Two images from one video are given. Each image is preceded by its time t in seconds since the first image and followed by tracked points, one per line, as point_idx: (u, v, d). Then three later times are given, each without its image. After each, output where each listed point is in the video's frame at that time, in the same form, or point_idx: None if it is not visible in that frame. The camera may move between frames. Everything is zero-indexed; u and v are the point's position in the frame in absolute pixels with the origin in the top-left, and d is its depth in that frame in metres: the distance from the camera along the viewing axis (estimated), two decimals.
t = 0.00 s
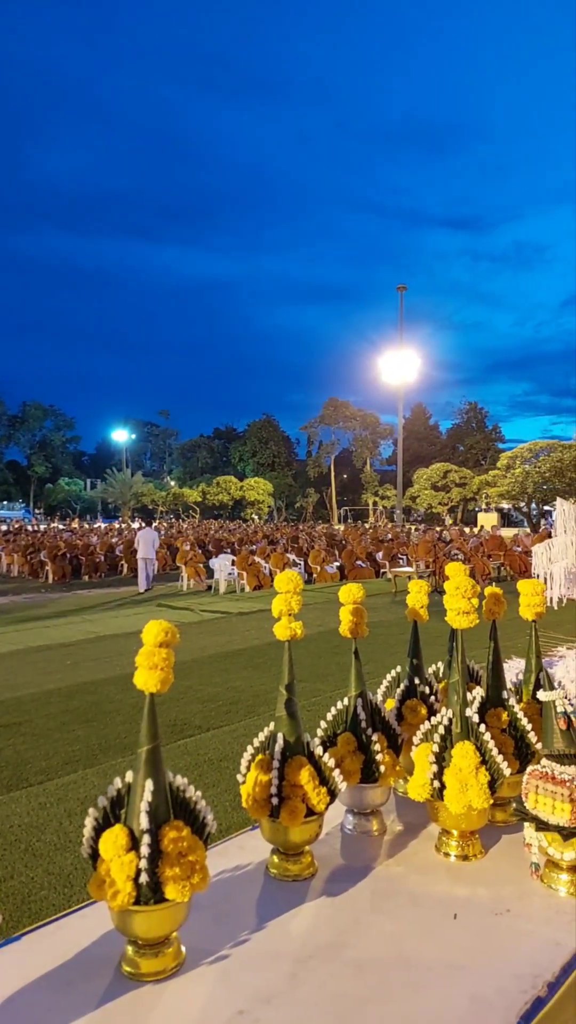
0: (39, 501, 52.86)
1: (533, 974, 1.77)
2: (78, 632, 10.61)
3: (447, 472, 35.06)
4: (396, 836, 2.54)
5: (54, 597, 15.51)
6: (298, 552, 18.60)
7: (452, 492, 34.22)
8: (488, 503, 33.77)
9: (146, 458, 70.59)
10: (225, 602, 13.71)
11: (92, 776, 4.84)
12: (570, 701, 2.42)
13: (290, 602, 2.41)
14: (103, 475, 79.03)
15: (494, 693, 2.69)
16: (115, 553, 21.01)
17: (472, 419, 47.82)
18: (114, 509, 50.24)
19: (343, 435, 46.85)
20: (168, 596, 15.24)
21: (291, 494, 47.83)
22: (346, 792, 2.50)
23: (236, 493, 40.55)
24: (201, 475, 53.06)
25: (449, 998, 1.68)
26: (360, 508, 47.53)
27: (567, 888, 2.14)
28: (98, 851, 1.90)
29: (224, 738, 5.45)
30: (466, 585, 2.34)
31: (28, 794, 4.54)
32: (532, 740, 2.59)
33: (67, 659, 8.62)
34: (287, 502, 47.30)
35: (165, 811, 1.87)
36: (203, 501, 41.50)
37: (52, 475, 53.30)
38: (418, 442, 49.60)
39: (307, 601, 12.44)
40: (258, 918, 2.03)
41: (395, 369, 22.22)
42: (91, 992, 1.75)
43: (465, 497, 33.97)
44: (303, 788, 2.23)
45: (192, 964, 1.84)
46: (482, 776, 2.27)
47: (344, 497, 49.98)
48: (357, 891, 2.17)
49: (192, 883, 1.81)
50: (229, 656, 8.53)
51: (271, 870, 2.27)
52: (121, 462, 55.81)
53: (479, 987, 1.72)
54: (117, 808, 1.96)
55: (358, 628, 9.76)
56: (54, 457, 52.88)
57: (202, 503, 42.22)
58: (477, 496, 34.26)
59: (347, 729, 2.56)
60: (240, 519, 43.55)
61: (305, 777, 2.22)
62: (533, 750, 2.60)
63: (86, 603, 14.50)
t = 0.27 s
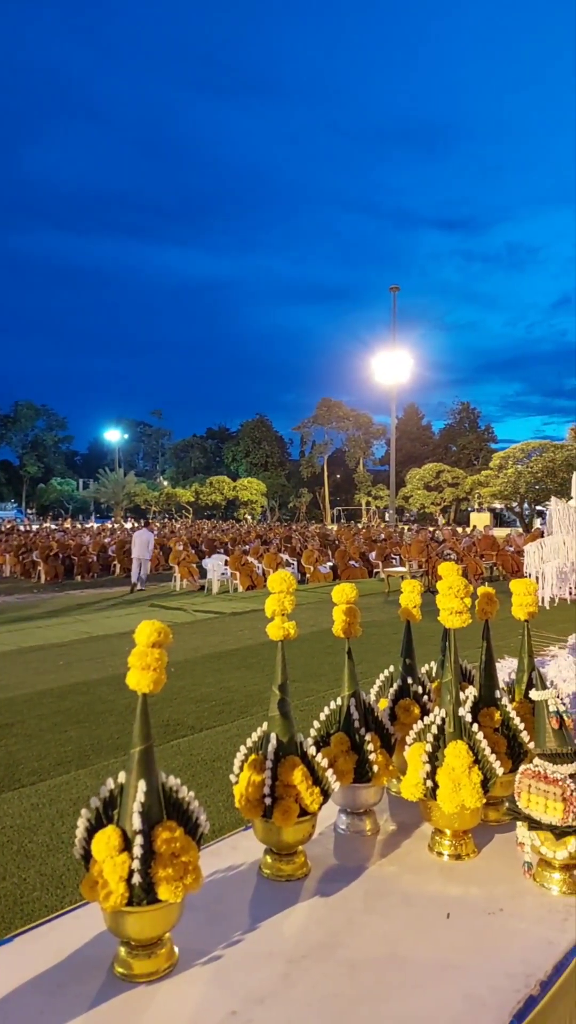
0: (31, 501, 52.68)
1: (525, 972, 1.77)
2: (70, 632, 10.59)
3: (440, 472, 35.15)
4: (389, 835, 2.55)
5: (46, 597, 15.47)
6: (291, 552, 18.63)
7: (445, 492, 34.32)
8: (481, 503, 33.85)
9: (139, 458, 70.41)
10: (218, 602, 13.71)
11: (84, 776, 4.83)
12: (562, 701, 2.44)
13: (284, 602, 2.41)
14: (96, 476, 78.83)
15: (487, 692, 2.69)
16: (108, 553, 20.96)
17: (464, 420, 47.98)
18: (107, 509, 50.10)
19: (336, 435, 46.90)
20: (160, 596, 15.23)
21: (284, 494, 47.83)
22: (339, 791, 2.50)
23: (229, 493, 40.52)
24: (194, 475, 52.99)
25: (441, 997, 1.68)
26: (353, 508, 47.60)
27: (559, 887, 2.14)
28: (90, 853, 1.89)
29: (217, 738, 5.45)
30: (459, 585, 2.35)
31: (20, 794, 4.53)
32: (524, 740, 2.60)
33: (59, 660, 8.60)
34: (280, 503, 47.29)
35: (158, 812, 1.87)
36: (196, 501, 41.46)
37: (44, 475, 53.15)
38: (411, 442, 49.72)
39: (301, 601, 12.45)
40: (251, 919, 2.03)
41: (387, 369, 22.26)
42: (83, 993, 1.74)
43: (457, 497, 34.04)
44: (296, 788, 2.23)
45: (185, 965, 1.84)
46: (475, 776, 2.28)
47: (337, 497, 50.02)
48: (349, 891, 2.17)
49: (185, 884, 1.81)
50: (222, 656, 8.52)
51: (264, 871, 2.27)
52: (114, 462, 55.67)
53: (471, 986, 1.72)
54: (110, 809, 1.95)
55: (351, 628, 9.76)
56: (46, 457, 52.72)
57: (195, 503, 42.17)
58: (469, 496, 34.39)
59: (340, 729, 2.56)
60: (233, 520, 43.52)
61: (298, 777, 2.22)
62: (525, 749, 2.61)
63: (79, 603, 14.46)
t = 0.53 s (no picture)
0: (25, 500, 52.48)
1: (518, 969, 1.78)
2: (64, 632, 10.56)
3: (434, 472, 35.22)
4: (383, 833, 2.55)
5: (40, 597, 15.41)
6: (286, 551, 18.63)
7: (439, 492, 34.38)
8: (475, 503, 33.94)
9: (133, 457, 70.30)
10: (213, 601, 13.71)
11: (78, 776, 4.82)
12: (554, 700, 2.45)
13: (278, 601, 2.41)
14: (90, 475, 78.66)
15: (480, 691, 2.70)
16: (102, 552, 20.91)
17: (459, 419, 48.08)
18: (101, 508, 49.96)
19: (331, 434, 46.90)
20: (155, 596, 15.22)
21: (279, 493, 47.81)
22: (333, 790, 2.51)
23: (224, 492, 40.45)
24: (189, 474, 52.91)
25: (435, 995, 1.69)
26: (348, 508, 47.64)
27: (551, 884, 2.16)
28: (84, 852, 1.89)
29: (212, 738, 5.44)
30: (453, 584, 2.35)
31: (14, 794, 4.51)
32: (517, 738, 2.61)
33: (53, 659, 8.58)
34: (275, 502, 47.27)
35: (152, 811, 1.87)
36: (191, 500, 41.41)
37: (38, 474, 52.97)
38: (405, 442, 49.80)
39: (295, 600, 12.46)
40: (245, 918, 2.03)
41: (382, 369, 22.29)
42: (77, 993, 1.74)
43: (451, 497, 34.11)
44: (290, 787, 2.23)
45: (179, 964, 1.84)
46: (469, 774, 2.28)
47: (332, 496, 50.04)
48: (343, 889, 2.18)
49: (179, 882, 1.81)
50: (217, 655, 8.52)
51: (258, 869, 2.27)
52: (108, 462, 55.50)
53: (464, 984, 1.73)
54: (104, 809, 1.95)
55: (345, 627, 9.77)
56: (40, 456, 52.53)
57: (189, 502, 42.10)
58: (463, 495, 34.46)
59: (334, 728, 2.56)
60: (227, 519, 43.49)
61: (293, 776, 2.22)
62: (519, 747, 2.62)
63: (73, 602, 14.44)
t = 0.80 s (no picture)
0: (18, 500, 52.31)
1: (509, 968, 1.78)
2: (57, 632, 10.53)
3: (427, 472, 35.29)
4: (375, 833, 2.55)
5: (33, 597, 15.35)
6: (279, 550, 18.63)
7: (432, 492, 34.45)
8: (468, 503, 34.04)
9: (126, 457, 70.10)
10: (206, 601, 13.71)
11: (70, 777, 4.80)
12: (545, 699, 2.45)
13: (270, 602, 2.40)
14: (82, 475, 78.46)
15: (472, 690, 2.71)
16: (95, 552, 20.86)
17: (451, 420, 48.16)
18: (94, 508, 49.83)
19: (324, 434, 46.93)
20: (148, 596, 15.20)
21: (272, 493, 47.80)
22: (325, 790, 2.51)
23: (217, 493, 40.40)
24: (182, 474, 52.85)
25: (427, 994, 1.69)
26: (341, 508, 47.69)
27: (542, 883, 2.16)
28: (75, 854, 1.88)
29: (205, 738, 5.44)
30: (445, 584, 2.36)
31: (6, 795, 4.50)
32: (509, 737, 2.62)
33: (46, 659, 8.55)
34: (268, 502, 47.26)
35: (144, 812, 1.86)
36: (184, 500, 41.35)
37: (30, 474, 52.82)
38: (398, 442, 49.88)
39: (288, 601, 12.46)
40: (237, 918, 2.03)
41: (375, 369, 22.32)
42: (68, 995, 1.73)
43: (444, 497, 34.20)
44: (282, 787, 2.23)
45: (171, 965, 1.83)
46: (461, 774, 2.28)
47: (325, 496, 50.07)
48: (335, 890, 2.17)
49: (170, 883, 1.81)
50: (210, 655, 8.51)
51: (250, 870, 2.27)
52: (101, 461, 55.34)
53: (455, 983, 1.73)
54: (95, 810, 1.94)
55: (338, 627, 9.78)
56: (33, 456, 52.34)
57: (183, 502, 42.05)
58: (456, 495, 34.55)
59: (327, 728, 2.56)
60: (221, 519, 43.46)
61: (285, 776, 2.22)
62: (510, 746, 2.63)
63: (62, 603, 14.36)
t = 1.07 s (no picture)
0: (8, 501, 52.04)
1: (498, 966, 1.78)
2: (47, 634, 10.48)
3: (418, 472, 35.37)
4: (365, 833, 2.55)
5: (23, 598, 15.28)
6: (271, 551, 18.63)
7: (422, 492, 34.54)
8: (458, 503, 34.17)
9: (117, 458, 69.83)
10: (197, 602, 13.69)
11: (60, 780, 4.78)
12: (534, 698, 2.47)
13: (260, 602, 2.40)
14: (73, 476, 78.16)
15: (461, 690, 2.71)
16: (86, 553, 20.78)
17: (442, 419, 48.29)
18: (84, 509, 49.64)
19: (315, 435, 46.96)
20: (139, 596, 15.16)
21: (263, 494, 47.78)
22: (315, 790, 2.51)
23: (208, 493, 40.32)
24: (173, 474, 52.75)
25: (416, 993, 1.69)
26: (333, 508, 47.74)
27: (531, 881, 2.17)
28: (64, 856, 1.87)
29: (195, 739, 5.43)
30: (434, 583, 2.36)
31: None
32: (498, 736, 2.63)
33: (36, 661, 8.51)
34: (260, 502, 47.24)
35: (133, 813, 1.86)
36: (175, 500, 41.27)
37: (20, 475, 52.56)
38: (389, 442, 50.00)
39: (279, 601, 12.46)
40: (227, 919, 2.02)
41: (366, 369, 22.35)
42: (56, 998, 1.73)
43: (435, 497, 34.31)
44: (272, 787, 2.23)
45: (160, 967, 1.83)
46: (450, 772, 2.29)
47: (317, 497, 50.11)
48: (325, 890, 2.18)
49: (159, 885, 1.80)
50: (200, 656, 8.50)
51: (240, 870, 2.26)
52: (91, 462, 55.12)
53: (443, 982, 1.74)
54: (84, 812, 1.93)
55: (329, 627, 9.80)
56: (23, 456, 52.07)
57: (174, 503, 41.96)
58: (447, 495, 34.67)
59: (317, 728, 2.56)
60: (212, 519, 43.41)
61: (274, 776, 2.22)
62: (499, 745, 2.64)
63: (57, 602, 14.48)
